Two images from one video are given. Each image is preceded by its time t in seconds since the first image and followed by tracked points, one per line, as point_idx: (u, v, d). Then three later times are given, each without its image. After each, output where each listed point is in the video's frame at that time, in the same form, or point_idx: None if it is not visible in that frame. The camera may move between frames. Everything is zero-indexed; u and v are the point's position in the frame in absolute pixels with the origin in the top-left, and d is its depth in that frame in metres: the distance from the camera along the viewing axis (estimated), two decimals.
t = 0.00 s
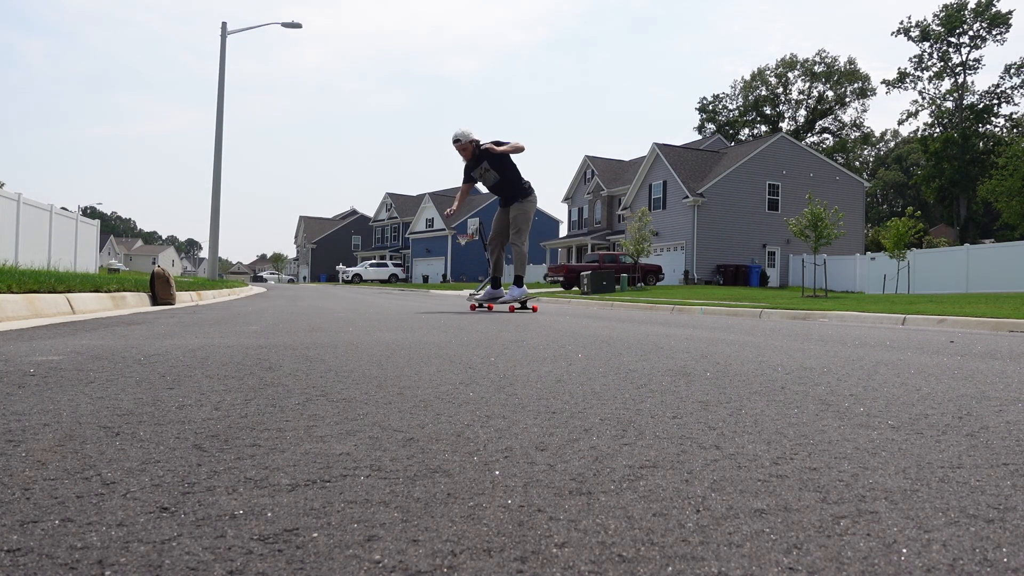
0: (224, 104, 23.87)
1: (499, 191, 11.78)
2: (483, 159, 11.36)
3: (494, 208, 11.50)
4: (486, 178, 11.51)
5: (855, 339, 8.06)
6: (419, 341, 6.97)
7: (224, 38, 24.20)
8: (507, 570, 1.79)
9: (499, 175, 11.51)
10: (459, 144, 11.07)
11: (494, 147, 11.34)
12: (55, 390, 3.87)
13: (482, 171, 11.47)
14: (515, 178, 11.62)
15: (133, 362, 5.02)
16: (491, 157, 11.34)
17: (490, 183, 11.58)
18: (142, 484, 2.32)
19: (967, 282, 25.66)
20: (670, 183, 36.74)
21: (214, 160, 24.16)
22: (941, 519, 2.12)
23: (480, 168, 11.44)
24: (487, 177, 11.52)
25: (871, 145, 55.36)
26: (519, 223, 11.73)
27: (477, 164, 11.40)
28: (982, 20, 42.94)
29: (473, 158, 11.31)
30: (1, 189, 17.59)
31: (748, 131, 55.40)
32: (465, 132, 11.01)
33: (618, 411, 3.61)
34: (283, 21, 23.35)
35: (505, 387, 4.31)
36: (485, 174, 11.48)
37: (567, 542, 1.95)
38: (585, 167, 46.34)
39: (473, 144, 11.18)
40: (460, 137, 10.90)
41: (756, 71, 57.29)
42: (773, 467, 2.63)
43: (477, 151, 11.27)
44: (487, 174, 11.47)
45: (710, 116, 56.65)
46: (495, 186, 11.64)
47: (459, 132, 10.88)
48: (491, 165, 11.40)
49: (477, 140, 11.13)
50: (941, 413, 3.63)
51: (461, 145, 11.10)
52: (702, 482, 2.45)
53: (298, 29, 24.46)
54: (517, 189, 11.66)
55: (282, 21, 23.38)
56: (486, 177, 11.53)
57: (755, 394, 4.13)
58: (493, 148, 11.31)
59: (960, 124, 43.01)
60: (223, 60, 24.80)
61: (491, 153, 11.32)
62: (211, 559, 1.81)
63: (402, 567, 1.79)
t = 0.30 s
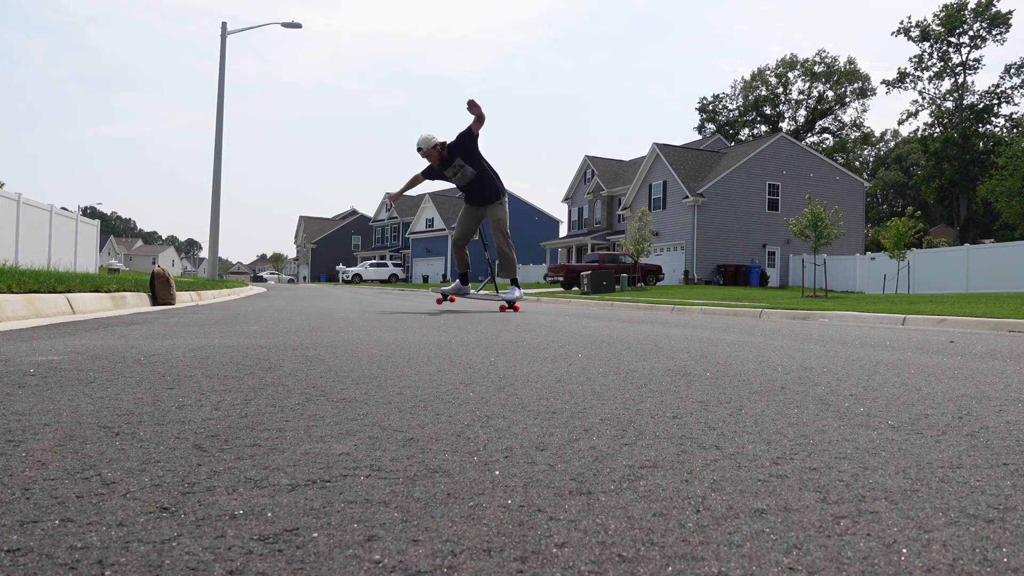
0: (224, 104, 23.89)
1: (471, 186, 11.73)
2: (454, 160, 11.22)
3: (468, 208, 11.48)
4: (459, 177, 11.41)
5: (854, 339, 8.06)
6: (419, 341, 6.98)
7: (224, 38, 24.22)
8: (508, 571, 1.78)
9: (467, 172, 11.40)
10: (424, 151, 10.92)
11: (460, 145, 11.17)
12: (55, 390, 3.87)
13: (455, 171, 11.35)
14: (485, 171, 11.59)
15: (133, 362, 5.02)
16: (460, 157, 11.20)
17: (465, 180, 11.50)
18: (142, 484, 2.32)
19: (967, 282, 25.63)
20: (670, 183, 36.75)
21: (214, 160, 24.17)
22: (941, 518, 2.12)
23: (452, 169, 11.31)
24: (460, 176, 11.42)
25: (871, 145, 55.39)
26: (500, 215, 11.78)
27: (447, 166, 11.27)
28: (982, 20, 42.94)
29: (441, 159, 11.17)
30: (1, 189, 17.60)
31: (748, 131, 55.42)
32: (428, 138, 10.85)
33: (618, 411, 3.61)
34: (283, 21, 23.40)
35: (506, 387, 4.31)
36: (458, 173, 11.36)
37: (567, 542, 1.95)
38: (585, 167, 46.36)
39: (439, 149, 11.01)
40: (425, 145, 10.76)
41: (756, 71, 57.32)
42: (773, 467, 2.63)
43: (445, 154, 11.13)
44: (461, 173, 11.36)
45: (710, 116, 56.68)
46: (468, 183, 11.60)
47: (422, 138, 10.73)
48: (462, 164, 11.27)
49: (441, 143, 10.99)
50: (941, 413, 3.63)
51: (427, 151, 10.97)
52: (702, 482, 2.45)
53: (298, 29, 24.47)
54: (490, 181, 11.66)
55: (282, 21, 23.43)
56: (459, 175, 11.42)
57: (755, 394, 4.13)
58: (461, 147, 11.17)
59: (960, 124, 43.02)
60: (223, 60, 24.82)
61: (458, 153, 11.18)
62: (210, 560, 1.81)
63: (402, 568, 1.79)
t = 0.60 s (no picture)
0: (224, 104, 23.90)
1: (424, 189, 11.92)
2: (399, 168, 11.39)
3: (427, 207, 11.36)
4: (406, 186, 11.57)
5: (855, 339, 8.07)
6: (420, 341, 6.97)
7: (224, 38, 24.24)
8: (508, 571, 1.78)
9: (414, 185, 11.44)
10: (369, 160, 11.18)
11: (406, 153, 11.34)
12: (54, 390, 3.87)
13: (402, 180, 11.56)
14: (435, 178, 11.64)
15: (133, 362, 5.02)
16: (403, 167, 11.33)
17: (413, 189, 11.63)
18: (142, 484, 2.32)
19: (967, 282, 25.63)
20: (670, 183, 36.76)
21: (214, 160, 24.16)
22: (941, 518, 2.12)
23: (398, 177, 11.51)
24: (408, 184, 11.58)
25: (871, 145, 55.38)
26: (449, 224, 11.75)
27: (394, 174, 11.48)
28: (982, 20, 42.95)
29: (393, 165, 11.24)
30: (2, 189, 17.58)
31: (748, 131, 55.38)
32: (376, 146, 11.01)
33: (618, 411, 3.61)
34: (284, 21, 23.48)
35: (505, 387, 4.31)
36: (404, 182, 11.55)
37: (567, 542, 1.95)
38: (585, 167, 46.37)
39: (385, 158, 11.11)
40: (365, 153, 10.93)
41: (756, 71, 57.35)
42: (774, 467, 2.62)
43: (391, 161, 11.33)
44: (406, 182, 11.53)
45: (710, 116, 56.68)
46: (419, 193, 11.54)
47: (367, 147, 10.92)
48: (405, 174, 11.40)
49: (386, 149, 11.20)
50: (942, 413, 3.62)
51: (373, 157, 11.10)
52: (702, 482, 2.45)
53: (298, 29, 24.50)
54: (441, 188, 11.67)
55: (282, 21, 23.50)
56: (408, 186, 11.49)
57: (755, 394, 4.13)
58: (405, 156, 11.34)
59: (960, 124, 43.00)
60: (223, 60, 24.81)
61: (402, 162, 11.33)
62: (211, 560, 1.82)
63: (402, 567, 1.79)
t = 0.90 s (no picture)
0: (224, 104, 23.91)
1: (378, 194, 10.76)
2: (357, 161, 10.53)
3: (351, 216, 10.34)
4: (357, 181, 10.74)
5: (855, 339, 8.06)
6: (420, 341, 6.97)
7: (224, 38, 24.26)
8: (508, 570, 1.78)
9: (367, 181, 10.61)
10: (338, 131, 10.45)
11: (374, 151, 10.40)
12: (54, 390, 3.87)
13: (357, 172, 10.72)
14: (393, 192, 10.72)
15: (133, 362, 5.02)
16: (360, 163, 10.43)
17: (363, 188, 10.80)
18: (143, 484, 2.32)
19: (967, 282, 25.64)
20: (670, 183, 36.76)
21: (214, 160, 24.17)
22: (942, 519, 2.12)
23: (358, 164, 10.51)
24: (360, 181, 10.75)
25: (871, 145, 55.38)
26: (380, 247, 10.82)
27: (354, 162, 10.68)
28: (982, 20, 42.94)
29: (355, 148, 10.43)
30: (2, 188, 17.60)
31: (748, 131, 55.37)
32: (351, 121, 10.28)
33: (618, 411, 3.61)
34: (284, 21, 23.54)
35: (505, 387, 4.31)
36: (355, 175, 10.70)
37: (568, 542, 1.95)
38: (585, 167, 46.39)
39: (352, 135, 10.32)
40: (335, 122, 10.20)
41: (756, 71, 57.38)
42: (774, 467, 2.62)
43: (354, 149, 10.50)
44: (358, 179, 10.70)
45: (710, 116, 56.70)
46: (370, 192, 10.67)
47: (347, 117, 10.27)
48: (358, 168, 10.50)
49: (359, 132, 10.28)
50: (942, 413, 3.62)
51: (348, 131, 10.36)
52: (703, 482, 2.45)
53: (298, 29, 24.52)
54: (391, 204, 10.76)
55: (283, 21, 23.57)
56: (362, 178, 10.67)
57: (756, 394, 4.13)
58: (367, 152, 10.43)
59: (960, 124, 42.99)
60: (223, 60, 24.81)
61: (364, 157, 10.45)
62: (211, 560, 1.81)
63: (402, 567, 1.79)
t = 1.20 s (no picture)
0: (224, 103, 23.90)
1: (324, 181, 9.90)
2: (324, 133, 9.70)
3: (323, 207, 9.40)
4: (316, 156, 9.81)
5: (855, 339, 8.06)
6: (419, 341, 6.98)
7: (224, 38, 24.24)
8: (508, 570, 1.78)
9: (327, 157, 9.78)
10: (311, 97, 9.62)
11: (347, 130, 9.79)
12: (54, 390, 3.88)
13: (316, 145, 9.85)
14: (357, 176, 9.92)
15: (133, 362, 5.02)
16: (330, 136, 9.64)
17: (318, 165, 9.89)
18: (143, 484, 2.32)
19: (966, 282, 25.64)
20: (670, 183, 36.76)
21: (214, 160, 24.16)
22: (941, 518, 2.12)
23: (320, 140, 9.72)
24: (318, 156, 9.85)
25: (871, 146, 55.36)
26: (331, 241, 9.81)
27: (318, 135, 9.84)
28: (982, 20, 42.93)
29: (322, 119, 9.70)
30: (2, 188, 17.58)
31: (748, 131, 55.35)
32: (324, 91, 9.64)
33: (618, 411, 3.62)
34: (283, 21, 23.57)
35: (505, 386, 4.32)
36: (317, 149, 9.78)
37: (568, 541, 1.95)
38: (585, 167, 46.41)
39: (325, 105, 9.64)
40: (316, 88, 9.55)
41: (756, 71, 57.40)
42: (773, 467, 2.63)
43: (325, 121, 9.74)
44: (318, 153, 9.78)
45: (710, 116, 56.69)
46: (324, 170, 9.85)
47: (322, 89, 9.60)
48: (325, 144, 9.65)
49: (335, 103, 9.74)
50: (942, 413, 3.63)
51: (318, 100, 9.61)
52: (703, 482, 2.45)
53: (297, 29, 24.52)
54: (354, 192, 9.87)
55: (282, 21, 23.60)
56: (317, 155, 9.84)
57: (755, 394, 4.14)
58: (342, 128, 9.70)
59: (960, 124, 42.99)
60: (223, 60, 24.80)
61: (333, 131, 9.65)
62: (211, 560, 1.81)
63: (402, 567, 1.79)
